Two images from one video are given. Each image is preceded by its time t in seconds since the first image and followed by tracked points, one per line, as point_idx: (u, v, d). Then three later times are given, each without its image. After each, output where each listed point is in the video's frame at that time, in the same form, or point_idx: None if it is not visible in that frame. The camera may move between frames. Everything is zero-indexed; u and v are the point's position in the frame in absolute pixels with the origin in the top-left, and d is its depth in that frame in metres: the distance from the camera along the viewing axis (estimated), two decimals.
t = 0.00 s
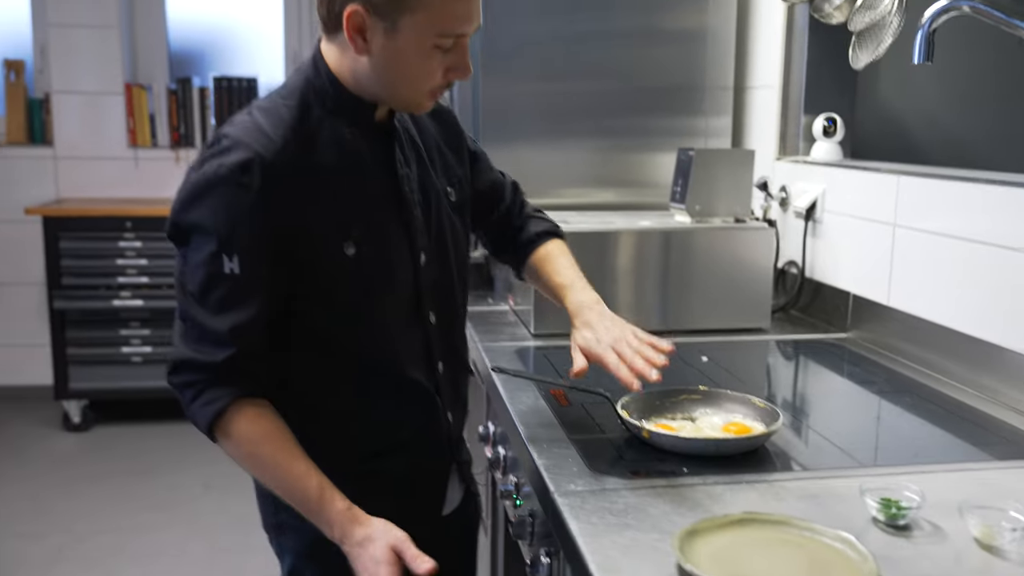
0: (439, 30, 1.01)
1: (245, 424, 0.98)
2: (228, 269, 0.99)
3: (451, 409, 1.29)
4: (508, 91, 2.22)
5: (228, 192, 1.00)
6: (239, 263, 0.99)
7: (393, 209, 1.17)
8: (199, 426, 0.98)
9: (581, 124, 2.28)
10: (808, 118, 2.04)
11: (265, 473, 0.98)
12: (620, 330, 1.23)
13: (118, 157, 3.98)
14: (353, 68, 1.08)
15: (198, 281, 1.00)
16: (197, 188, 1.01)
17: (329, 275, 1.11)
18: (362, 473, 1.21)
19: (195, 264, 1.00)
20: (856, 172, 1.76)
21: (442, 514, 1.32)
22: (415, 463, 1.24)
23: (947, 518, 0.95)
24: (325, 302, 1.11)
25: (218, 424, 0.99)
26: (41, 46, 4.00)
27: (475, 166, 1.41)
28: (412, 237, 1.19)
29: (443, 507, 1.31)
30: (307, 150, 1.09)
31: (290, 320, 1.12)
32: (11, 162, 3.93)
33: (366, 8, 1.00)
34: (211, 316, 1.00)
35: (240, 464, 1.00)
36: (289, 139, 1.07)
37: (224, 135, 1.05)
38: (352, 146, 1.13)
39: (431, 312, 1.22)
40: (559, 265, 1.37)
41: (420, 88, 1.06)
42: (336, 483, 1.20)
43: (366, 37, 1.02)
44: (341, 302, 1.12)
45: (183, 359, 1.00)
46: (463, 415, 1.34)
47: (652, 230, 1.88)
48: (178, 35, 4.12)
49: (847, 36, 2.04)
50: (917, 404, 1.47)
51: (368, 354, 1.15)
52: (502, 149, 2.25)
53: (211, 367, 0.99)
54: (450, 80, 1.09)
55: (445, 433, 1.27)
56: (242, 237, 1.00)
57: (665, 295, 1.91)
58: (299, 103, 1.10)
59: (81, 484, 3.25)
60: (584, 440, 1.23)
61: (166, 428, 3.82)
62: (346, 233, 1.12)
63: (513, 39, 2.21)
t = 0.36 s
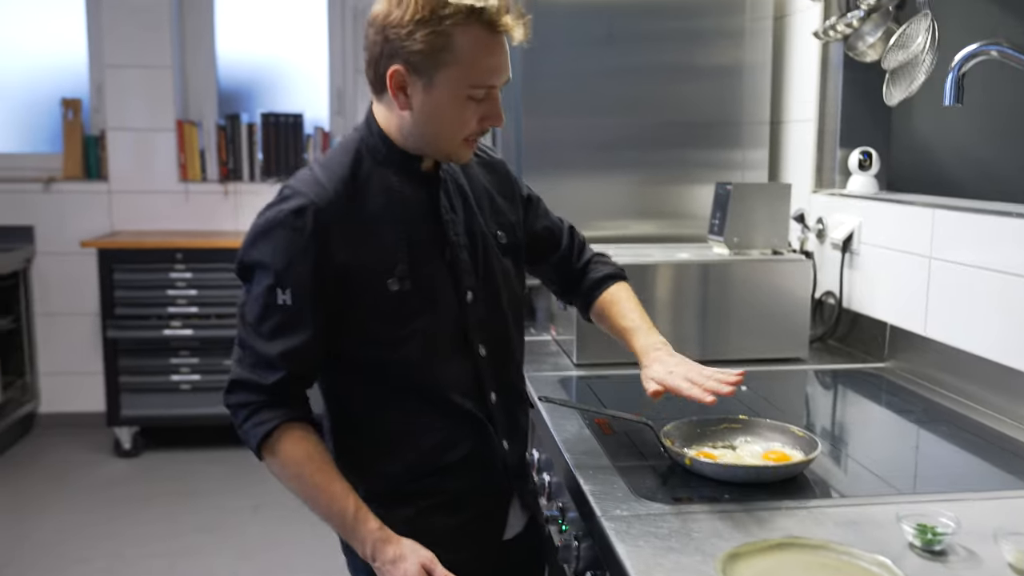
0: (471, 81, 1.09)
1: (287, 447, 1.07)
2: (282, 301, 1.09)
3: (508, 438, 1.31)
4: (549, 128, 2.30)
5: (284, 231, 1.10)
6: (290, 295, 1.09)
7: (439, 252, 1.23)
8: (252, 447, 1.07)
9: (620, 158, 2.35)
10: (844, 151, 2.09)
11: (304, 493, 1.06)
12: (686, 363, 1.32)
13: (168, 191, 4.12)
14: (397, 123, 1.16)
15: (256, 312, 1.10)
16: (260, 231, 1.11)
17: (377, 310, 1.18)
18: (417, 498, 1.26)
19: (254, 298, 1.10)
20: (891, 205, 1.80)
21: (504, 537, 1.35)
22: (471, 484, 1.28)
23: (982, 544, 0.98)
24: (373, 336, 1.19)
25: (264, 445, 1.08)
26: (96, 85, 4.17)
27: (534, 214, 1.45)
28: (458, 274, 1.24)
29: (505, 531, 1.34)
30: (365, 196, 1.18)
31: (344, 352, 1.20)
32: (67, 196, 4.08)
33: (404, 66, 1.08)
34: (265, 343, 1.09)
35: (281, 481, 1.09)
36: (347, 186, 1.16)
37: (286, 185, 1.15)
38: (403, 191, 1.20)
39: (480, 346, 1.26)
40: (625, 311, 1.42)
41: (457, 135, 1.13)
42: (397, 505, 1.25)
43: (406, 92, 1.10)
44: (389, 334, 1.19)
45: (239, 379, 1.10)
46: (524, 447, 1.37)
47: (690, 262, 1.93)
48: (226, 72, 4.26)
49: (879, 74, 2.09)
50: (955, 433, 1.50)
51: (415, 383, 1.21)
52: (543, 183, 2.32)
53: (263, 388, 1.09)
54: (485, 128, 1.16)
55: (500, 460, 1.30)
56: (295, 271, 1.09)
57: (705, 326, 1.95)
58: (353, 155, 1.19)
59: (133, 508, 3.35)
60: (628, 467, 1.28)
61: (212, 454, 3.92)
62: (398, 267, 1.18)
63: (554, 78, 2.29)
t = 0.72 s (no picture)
0: (535, 110, 1.21)
1: (369, 432, 1.19)
2: (372, 297, 1.22)
3: (565, 450, 1.39)
4: (605, 160, 2.36)
5: (376, 237, 1.23)
6: (380, 292, 1.22)
7: (509, 269, 1.33)
8: (339, 429, 1.20)
9: (675, 190, 2.39)
10: (898, 185, 2.11)
11: (382, 474, 1.17)
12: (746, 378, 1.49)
13: (238, 218, 4.28)
14: (475, 152, 1.30)
15: (350, 309, 1.23)
16: (356, 238, 1.25)
17: (452, 314, 1.28)
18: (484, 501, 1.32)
19: (349, 297, 1.24)
20: (945, 240, 1.81)
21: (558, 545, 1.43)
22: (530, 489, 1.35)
23: None
24: (449, 337, 1.29)
25: (348, 430, 1.20)
26: (172, 116, 4.38)
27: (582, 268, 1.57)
28: (526, 290, 1.34)
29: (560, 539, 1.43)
30: (449, 213, 1.29)
31: (422, 356, 1.30)
32: (143, 222, 4.27)
33: (479, 95, 1.23)
34: (356, 335, 1.22)
35: (363, 466, 1.20)
36: (434, 202, 1.28)
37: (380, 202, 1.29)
38: (480, 211, 1.31)
39: (544, 359, 1.35)
40: (655, 354, 1.54)
41: (522, 160, 1.24)
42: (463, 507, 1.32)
43: (481, 120, 1.25)
44: (464, 338, 1.29)
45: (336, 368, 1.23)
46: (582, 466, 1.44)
47: (743, 294, 1.97)
48: (294, 105, 4.43)
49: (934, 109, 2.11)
50: (1007, 468, 1.50)
51: (484, 388, 1.30)
52: (597, 214, 2.37)
53: (354, 372, 1.21)
54: (550, 158, 1.26)
55: (558, 469, 1.37)
56: (385, 271, 1.22)
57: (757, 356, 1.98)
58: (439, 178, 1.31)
59: (198, 524, 3.47)
60: (675, 494, 1.31)
61: (274, 474, 4.04)
62: (473, 278, 1.29)
63: (610, 112, 2.35)
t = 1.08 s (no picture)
0: (575, 122, 1.32)
1: (398, 390, 1.28)
2: (411, 270, 1.34)
3: (562, 441, 1.47)
4: (626, 170, 2.41)
5: (419, 217, 1.36)
6: (418, 266, 1.34)
7: (531, 265, 1.43)
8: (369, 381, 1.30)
9: (695, 200, 2.44)
10: (915, 199, 2.14)
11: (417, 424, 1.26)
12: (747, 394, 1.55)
13: (271, 223, 4.39)
14: (518, 160, 1.42)
15: (389, 280, 1.35)
16: (401, 217, 1.37)
17: (478, 297, 1.39)
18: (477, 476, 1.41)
19: (389, 269, 1.36)
20: (959, 253, 1.85)
21: (551, 530, 1.48)
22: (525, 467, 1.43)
23: None
24: (474, 318, 1.40)
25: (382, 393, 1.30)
26: (209, 123, 4.50)
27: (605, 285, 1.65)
28: (546, 288, 1.44)
29: (555, 525, 1.48)
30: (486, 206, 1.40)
31: (449, 335, 1.41)
32: (180, 227, 4.40)
33: (525, 105, 1.35)
34: (393, 303, 1.34)
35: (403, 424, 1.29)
36: (474, 194, 1.40)
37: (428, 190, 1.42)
38: (512, 208, 1.42)
39: (555, 355, 1.44)
40: (658, 369, 1.58)
41: (560, 167, 1.35)
42: (458, 477, 1.41)
43: (526, 128, 1.37)
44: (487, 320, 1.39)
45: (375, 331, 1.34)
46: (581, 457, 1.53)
47: (762, 303, 2.01)
48: (327, 113, 4.54)
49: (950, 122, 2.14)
50: (1011, 475, 1.53)
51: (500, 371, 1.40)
52: (618, 223, 2.42)
53: (388, 334, 1.32)
54: (587, 169, 1.37)
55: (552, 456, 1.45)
56: (423, 248, 1.34)
57: (774, 364, 2.03)
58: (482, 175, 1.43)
59: (228, 521, 3.56)
60: (681, 493, 1.36)
61: (302, 473, 4.13)
62: (497, 267, 1.39)
63: (632, 123, 2.40)
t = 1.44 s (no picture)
0: (587, 115, 1.41)
1: (465, 355, 1.39)
2: (449, 254, 1.44)
3: (552, 419, 1.61)
4: (634, 162, 2.44)
5: (452, 204, 1.46)
6: (455, 249, 1.44)
7: (547, 251, 1.56)
8: (438, 356, 1.39)
9: (702, 192, 2.47)
10: (919, 190, 2.16)
11: (494, 380, 1.38)
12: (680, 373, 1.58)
13: (287, 217, 4.45)
14: (536, 151, 1.52)
15: (427, 264, 1.45)
16: (434, 204, 1.47)
17: (500, 281, 1.51)
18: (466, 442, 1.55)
19: (426, 253, 1.45)
20: (962, 243, 1.87)
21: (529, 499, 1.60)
22: (507, 441, 1.56)
23: (998, 557, 1.08)
24: (495, 299, 1.51)
25: (448, 363, 1.39)
26: (225, 119, 4.56)
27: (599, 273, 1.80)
28: (554, 276, 1.57)
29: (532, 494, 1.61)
30: (509, 194, 1.52)
31: (475, 316, 1.53)
32: (197, 221, 4.47)
33: (541, 99, 1.45)
34: (433, 286, 1.43)
35: (472, 387, 1.40)
36: (499, 183, 1.52)
37: (451, 178, 1.52)
38: (529, 198, 1.54)
39: (556, 338, 1.58)
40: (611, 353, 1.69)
41: (573, 158, 1.44)
42: (447, 445, 1.55)
43: (542, 121, 1.47)
44: (511, 302, 1.51)
45: (419, 314, 1.43)
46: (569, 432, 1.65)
47: (771, 293, 2.04)
48: (341, 109, 4.59)
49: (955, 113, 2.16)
50: (1008, 460, 1.56)
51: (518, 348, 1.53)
52: (626, 214, 2.46)
53: (435, 315, 1.42)
54: (599, 160, 1.45)
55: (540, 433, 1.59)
56: (459, 232, 1.45)
57: (782, 353, 2.06)
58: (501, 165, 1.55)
59: (245, 510, 3.63)
60: (682, 475, 1.41)
61: (318, 463, 4.19)
62: (520, 251, 1.51)
63: (639, 116, 2.43)
